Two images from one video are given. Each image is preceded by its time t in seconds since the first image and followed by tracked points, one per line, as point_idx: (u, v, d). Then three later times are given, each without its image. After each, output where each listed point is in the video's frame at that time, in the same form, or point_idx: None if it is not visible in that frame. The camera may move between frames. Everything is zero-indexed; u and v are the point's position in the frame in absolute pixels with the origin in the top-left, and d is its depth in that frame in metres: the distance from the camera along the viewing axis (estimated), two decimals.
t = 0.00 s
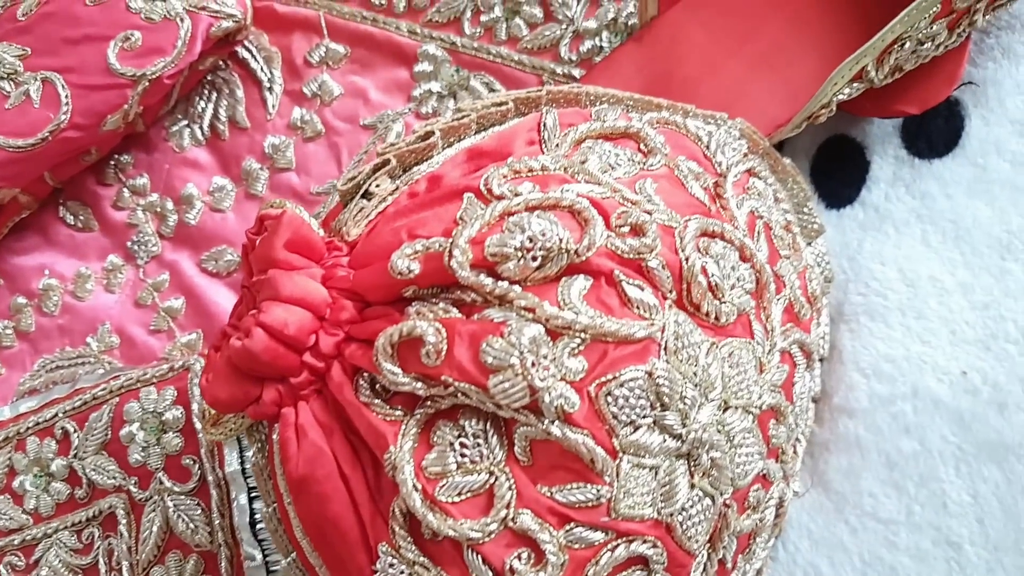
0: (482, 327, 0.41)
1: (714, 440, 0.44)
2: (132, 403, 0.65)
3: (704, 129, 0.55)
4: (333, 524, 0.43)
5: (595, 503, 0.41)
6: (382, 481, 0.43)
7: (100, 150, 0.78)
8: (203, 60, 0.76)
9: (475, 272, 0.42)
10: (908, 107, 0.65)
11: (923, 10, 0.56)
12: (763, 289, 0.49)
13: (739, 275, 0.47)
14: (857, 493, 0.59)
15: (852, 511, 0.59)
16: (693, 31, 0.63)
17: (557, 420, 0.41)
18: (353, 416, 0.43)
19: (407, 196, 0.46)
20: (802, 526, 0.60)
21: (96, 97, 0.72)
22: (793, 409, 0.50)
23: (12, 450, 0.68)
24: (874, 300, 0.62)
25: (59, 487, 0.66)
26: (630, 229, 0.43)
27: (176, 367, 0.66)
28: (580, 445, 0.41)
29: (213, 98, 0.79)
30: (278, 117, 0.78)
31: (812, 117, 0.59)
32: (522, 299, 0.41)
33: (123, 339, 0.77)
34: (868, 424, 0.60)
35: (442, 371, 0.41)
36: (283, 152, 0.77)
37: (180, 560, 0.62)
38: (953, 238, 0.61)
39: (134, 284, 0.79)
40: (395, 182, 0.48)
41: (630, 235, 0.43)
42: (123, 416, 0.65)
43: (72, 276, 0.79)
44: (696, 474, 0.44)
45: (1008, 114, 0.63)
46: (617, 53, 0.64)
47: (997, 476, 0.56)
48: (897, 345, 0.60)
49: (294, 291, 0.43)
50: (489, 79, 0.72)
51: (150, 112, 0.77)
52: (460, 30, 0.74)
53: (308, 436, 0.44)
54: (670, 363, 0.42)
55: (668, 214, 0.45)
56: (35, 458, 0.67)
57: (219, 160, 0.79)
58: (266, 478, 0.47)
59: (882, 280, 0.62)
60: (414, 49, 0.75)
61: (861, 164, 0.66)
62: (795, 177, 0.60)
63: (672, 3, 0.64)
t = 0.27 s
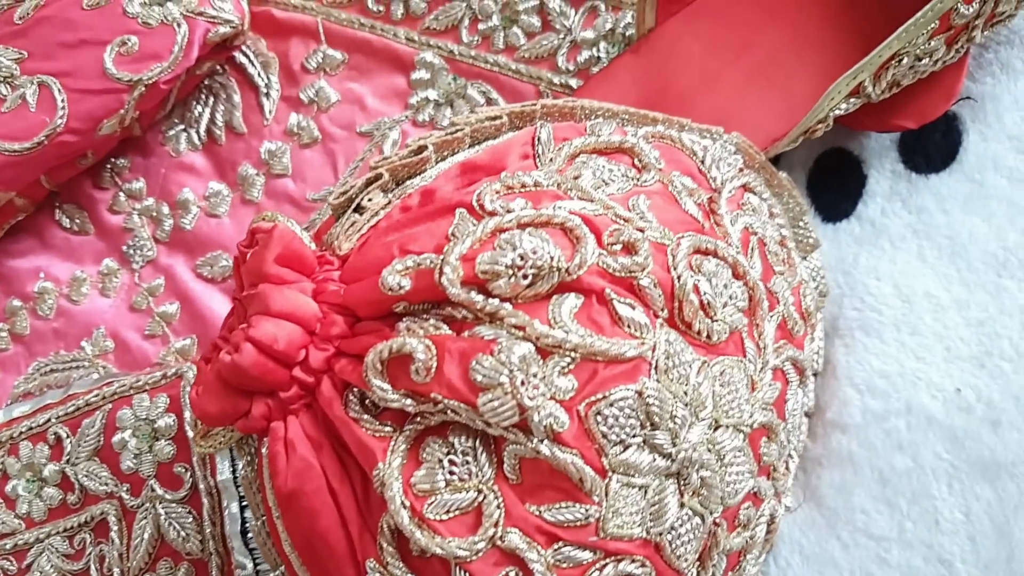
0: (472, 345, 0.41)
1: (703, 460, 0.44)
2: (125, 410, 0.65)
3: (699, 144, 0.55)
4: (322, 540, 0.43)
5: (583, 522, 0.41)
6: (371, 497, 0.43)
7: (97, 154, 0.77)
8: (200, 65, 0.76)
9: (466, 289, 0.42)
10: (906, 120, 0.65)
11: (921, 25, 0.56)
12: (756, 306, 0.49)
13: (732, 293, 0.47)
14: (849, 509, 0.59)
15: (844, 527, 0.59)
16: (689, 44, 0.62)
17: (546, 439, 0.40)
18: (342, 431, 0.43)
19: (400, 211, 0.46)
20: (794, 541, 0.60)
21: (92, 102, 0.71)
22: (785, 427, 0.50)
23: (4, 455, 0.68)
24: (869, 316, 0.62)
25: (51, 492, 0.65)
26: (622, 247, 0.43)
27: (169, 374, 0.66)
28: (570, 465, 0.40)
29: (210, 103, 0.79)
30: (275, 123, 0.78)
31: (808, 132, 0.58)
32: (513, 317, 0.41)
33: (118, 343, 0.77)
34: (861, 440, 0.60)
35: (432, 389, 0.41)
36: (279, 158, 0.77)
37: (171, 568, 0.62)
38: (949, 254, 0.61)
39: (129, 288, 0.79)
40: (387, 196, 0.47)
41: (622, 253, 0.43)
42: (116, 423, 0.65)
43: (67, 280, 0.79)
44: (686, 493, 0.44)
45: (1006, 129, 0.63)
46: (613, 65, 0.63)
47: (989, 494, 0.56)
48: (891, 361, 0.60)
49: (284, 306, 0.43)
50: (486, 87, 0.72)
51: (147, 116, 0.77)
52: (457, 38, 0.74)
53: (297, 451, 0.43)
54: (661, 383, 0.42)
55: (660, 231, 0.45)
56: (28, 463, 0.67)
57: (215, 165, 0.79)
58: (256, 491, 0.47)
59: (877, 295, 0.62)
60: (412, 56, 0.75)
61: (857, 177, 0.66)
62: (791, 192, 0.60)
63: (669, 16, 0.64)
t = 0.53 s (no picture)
0: (462, 359, 0.41)
1: (694, 476, 0.44)
2: (117, 413, 0.65)
3: (694, 155, 0.54)
4: (310, 551, 0.43)
5: (572, 538, 0.41)
6: (359, 509, 0.43)
7: (93, 154, 0.77)
8: (197, 66, 0.76)
9: (457, 303, 0.41)
10: (903, 132, 0.65)
11: (920, 38, 0.55)
12: (750, 320, 0.48)
13: (725, 308, 0.47)
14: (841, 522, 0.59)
15: (835, 540, 0.58)
16: (687, 52, 0.62)
17: (534, 455, 0.40)
18: (331, 443, 0.43)
19: (392, 221, 0.46)
20: (785, 553, 0.60)
21: (88, 103, 0.71)
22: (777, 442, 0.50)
23: None
24: (863, 328, 0.62)
25: (44, 494, 0.65)
26: (614, 262, 0.43)
27: (162, 378, 0.66)
28: (558, 481, 0.40)
29: (207, 104, 0.78)
30: (272, 125, 0.78)
31: (805, 143, 0.58)
32: (504, 331, 0.41)
33: (112, 344, 0.77)
34: (854, 452, 0.59)
35: (421, 403, 0.41)
36: (275, 160, 0.77)
37: (162, 572, 0.62)
38: (945, 267, 0.61)
39: (124, 288, 0.78)
40: (380, 207, 0.47)
41: (614, 268, 0.43)
42: (108, 426, 0.64)
43: (62, 280, 0.79)
44: (676, 509, 0.44)
45: (1004, 142, 0.62)
46: (611, 70, 0.63)
47: (981, 510, 0.56)
48: (886, 374, 0.60)
49: (274, 317, 0.43)
50: (483, 93, 0.72)
51: (143, 117, 0.77)
52: (455, 43, 0.73)
53: (286, 462, 0.43)
54: (651, 399, 0.42)
55: (653, 245, 0.45)
56: (20, 464, 0.66)
57: (211, 166, 0.79)
58: (244, 500, 0.47)
59: (872, 308, 0.62)
60: (409, 60, 0.74)
61: (856, 188, 0.66)
62: (786, 204, 0.60)
63: (667, 21, 0.63)
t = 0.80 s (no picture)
0: (452, 373, 0.40)
1: (684, 491, 0.43)
2: (110, 415, 0.65)
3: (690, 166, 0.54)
4: (298, 562, 0.43)
5: (560, 554, 0.40)
6: (349, 520, 0.43)
7: (90, 153, 0.77)
8: (195, 67, 0.75)
9: (448, 316, 0.41)
10: (901, 143, 0.64)
11: (920, 50, 0.55)
12: (743, 334, 0.48)
13: (718, 322, 0.46)
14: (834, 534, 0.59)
15: (827, 553, 0.58)
16: (686, 60, 0.61)
17: (524, 470, 0.40)
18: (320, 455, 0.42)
19: (385, 230, 0.46)
20: (777, 564, 0.60)
21: (85, 103, 0.71)
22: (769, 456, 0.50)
23: None
24: (859, 340, 0.61)
25: (37, 494, 0.65)
26: (607, 275, 0.43)
27: (156, 381, 0.66)
28: (548, 496, 0.40)
29: (205, 104, 0.78)
30: (269, 127, 0.78)
31: (803, 155, 0.58)
32: (494, 345, 0.40)
33: (108, 344, 0.77)
34: (848, 465, 0.59)
35: (411, 416, 0.40)
36: (272, 162, 0.76)
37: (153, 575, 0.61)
38: (942, 279, 0.61)
39: (120, 289, 0.78)
40: (374, 216, 0.47)
41: (607, 281, 0.43)
42: (102, 428, 0.65)
43: (58, 279, 0.78)
44: (665, 524, 0.43)
45: (1004, 154, 0.62)
46: (609, 78, 0.62)
47: (974, 524, 0.56)
48: (880, 386, 0.60)
49: (264, 327, 0.42)
50: (481, 97, 0.72)
51: (141, 117, 0.76)
52: (454, 46, 0.73)
53: (275, 472, 0.43)
54: (642, 414, 0.42)
55: (646, 259, 0.45)
56: (14, 464, 0.66)
57: (209, 167, 0.79)
58: (233, 509, 0.47)
59: (868, 320, 0.61)
60: (408, 63, 0.74)
61: (853, 198, 0.66)
62: (783, 214, 0.60)
63: (666, 29, 0.62)
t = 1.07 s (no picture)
0: (443, 389, 0.40)
1: (675, 508, 0.43)
2: (105, 419, 0.65)
3: (687, 178, 0.54)
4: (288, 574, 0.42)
5: (550, 571, 0.40)
6: (339, 533, 0.43)
7: (88, 154, 0.77)
8: (193, 69, 0.75)
9: (440, 331, 0.41)
10: (902, 155, 0.63)
11: (920, 64, 0.55)
12: (738, 350, 0.48)
13: (712, 337, 0.46)
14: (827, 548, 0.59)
15: (821, 567, 0.58)
16: (685, 71, 0.61)
17: (514, 487, 0.39)
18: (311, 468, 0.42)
19: (379, 242, 0.45)
20: None
21: (83, 105, 0.71)
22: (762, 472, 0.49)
23: None
24: (856, 354, 0.61)
25: (31, 497, 0.65)
26: (601, 290, 0.43)
27: (150, 387, 0.66)
28: (538, 513, 0.40)
29: (203, 107, 0.78)
30: (267, 130, 0.77)
31: (801, 167, 0.57)
32: (486, 360, 0.40)
33: (104, 346, 0.77)
34: (843, 479, 0.59)
35: (401, 431, 0.40)
36: (270, 166, 0.76)
37: None
38: (940, 293, 0.60)
39: (117, 291, 0.78)
40: (367, 228, 0.47)
41: (601, 297, 0.43)
42: (96, 433, 0.64)
43: (55, 280, 0.78)
44: (656, 541, 0.43)
45: (1003, 168, 0.62)
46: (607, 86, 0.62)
47: (968, 541, 0.55)
48: (876, 400, 0.59)
49: (256, 339, 0.42)
50: (480, 103, 0.71)
51: (139, 119, 0.76)
52: (453, 52, 0.73)
53: (265, 484, 0.43)
54: (634, 432, 0.41)
55: (640, 273, 0.45)
56: (8, 466, 0.66)
57: (207, 170, 0.78)
58: (225, 520, 0.47)
59: (865, 333, 0.61)
60: (406, 68, 0.74)
61: (851, 211, 0.66)
62: (780, 226, 0.59)
63: (665, 39, 0.62)
